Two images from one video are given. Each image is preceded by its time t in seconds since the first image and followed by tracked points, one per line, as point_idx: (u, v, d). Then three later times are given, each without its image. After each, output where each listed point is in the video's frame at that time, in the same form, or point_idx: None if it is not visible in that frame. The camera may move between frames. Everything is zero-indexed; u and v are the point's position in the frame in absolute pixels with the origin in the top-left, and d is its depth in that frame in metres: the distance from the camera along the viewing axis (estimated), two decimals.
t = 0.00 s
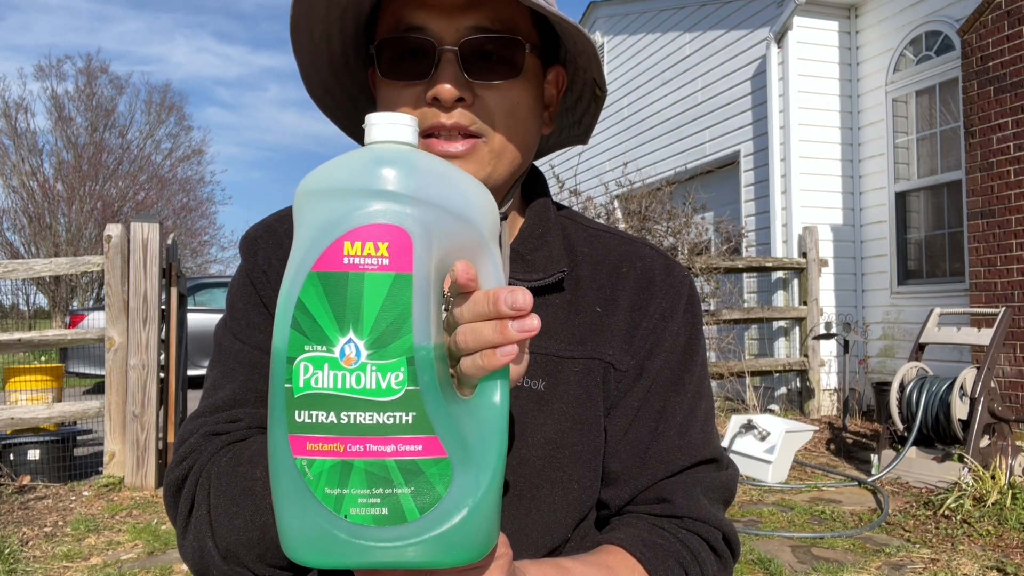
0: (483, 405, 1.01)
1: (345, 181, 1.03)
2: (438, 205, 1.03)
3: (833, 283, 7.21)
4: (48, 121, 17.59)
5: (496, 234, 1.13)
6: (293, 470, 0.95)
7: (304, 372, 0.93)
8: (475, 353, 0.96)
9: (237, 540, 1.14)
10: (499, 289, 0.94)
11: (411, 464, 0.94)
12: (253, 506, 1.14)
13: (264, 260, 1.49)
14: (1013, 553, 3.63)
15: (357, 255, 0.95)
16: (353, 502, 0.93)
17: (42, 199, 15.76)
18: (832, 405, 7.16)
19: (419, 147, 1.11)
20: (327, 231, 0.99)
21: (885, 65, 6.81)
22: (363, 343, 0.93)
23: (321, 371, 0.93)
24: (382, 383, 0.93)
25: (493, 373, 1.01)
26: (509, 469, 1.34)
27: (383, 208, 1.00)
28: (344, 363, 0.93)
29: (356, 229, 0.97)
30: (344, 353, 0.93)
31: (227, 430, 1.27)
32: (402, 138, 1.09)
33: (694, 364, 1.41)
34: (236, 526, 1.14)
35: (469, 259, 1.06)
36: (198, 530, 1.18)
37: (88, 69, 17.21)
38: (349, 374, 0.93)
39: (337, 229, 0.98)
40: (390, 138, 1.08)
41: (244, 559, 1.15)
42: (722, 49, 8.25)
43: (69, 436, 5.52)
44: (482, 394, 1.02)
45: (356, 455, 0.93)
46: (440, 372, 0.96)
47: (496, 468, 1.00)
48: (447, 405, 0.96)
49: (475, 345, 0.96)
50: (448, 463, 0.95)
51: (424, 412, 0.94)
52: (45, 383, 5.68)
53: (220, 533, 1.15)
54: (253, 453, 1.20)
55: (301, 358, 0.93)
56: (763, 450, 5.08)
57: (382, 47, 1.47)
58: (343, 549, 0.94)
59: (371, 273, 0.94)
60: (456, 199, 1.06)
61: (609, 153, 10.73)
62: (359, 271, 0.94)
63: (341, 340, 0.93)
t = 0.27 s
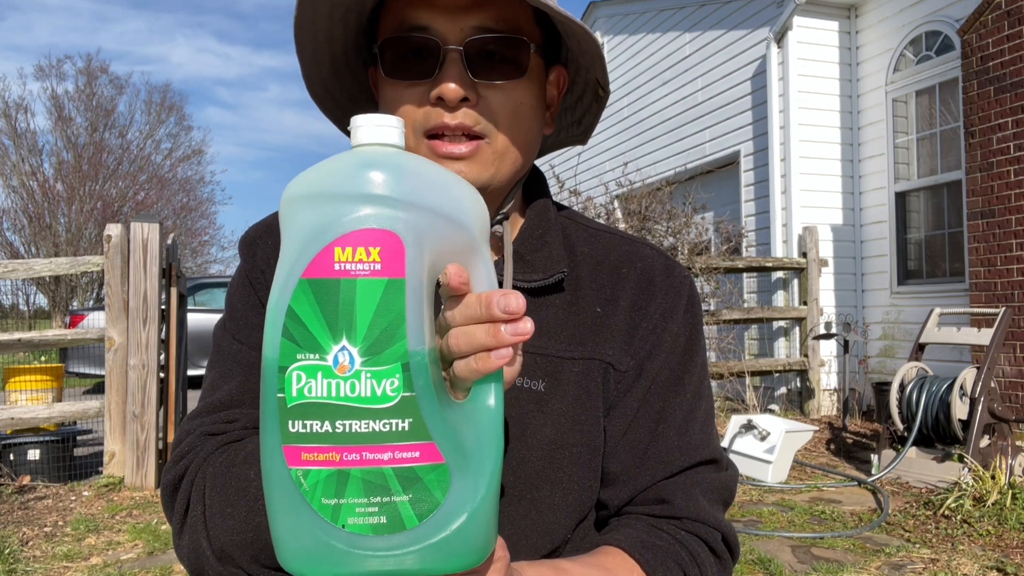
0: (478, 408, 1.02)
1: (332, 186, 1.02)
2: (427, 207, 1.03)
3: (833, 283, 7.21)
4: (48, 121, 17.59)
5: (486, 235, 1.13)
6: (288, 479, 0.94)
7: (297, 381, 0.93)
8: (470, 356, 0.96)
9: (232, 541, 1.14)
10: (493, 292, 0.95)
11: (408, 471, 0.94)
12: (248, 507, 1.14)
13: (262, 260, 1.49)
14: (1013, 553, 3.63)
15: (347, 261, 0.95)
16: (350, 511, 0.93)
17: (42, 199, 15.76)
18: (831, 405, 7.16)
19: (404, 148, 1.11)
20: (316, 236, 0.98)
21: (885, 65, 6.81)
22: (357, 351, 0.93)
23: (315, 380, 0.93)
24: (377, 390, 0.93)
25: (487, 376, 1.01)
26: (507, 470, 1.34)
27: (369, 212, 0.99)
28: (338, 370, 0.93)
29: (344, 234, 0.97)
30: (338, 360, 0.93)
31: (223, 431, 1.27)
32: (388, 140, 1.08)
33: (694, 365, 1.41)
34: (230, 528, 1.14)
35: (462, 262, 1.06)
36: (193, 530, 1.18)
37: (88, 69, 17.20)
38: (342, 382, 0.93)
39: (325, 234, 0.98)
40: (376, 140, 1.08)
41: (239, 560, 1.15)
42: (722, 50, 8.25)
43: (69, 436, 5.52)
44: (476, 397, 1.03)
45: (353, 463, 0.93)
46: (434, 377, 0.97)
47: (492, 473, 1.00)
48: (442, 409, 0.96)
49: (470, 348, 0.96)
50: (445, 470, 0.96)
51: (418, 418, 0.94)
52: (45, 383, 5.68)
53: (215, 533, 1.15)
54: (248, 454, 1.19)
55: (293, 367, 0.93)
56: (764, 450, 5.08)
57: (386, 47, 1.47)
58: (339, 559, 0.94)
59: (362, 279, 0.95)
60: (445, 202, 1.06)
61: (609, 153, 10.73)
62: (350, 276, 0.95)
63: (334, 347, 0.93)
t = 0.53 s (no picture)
0: (478, 413, 1.02)
1: (332, 189, 1.02)
2: (428, 210, 1.03)
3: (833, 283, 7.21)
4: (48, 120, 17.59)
5: (487, 237, 1.13)
6: (286, 483, 0.94)
7: (296, 385, 0.93)
8: (470, 360, 0.97)
9: (231, 542, 1.14)
10: (493, 296, 0.95)
11: (408, 475, 0.94)
12: (247, 508, 1.14)
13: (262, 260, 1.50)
14: (1013, 553, 3.63)
15: (348, 265, 0.95)
16: (349, 516, 0.93)
17: (42, 199, 15.75)
18: (831, 405, 7.16)
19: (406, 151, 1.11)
20: (316, 239, 0.98)
21: (885, 65, 6.81)
22: (357, 355, 0.93)
23: (314, 384, 0.93)
24: (377, 394, 0.93)
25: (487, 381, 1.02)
26: (507, 470, 1.34)
27: (369, 216, 0.99)
28: (338, 374, 0.93)
29: (344, 238, 0.97)
30: (338, 364, 0.93)
31: (223, 432, 1.27)
32: (391, 142, 1.09)
33: (694, 366, 1.41)
34: (229, 529, 1.14)
35: (462, 266, 1.06)
36: (192, 531, 1.18)
37: (88, 69, 17.20)
38: (343, 386, 0.93)
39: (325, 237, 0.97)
40: (378, 142, 1.08)
41: (238, 561, 1.15)
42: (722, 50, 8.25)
43: (69, 436, 5.52)
44: (475, 401, 1.03)
45: (353, 468, 0.93)
46: (434, 380, 0.97)
47: (492, 477, 1.00)
48: (442, 413, 0.97)
49: (471, 351, 0.96)
50: (445, 474, 0.96)
51: (419, 422, 0.94)
52: (45, 383, 5.68)
53: (213, 534, 1.15)
54: (247, 454, 1.19)
55: (293, 371, 0.93)
56: (764, 450, 5.08)
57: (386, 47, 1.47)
58: (339, 563, 0.93)
59: (363, 283, 0.94)
60: (446, 205, 1.06)
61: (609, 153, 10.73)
62: (351, 280, 0.94)
63: (335, 351, 0.93)
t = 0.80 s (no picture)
0: (479, 411, 1.02)
1: (334, 187, 1.02)
2: (431, 208, 1.03)
3: (833, 283, 7.21)
4: (48, 121, 17.58)
5: (490, 234, 1.13)
6: (288, 481, 0.94)
7: (298, 382, 0.93)
8: (472, 359, 0.96)
9: (231, 541, 1.14)
10: (495, 294, 0.95)
11: (410, 473, 0.94)
12: (247, 507, 1.14)
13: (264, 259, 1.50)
14: (1013, 553, 3.63)
15: (351, 262, 0.95)
16: (351, 514, 0.93)
17: (42, 199, 15.74)
18: (831, 405, 7.16)
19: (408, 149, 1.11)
20: (319, 236, 0.98)
21: (885, 65, 6.81)
22: (359, 352, 0.93)
23: (316, 381, 0.93)
24: (378, 392, 0.93)
25: (489, 379, 1.01)
26: (508, 470, 1.34)
27: (372, 213, 0.99)
28: (340, 372, 0.93)
29: (347, 235, 0.97)
30: (339, 361, 0.93)
31: (223, 431, 1.27)
32: (394, 140, 1.08)
33: (694, 366, 1.41)
34: (229, 528, 1.13)
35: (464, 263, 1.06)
36: (192, 529, 1.17)
37: (88, 69, 17.20)
38: (344, 383, 0.93)
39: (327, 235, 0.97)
40: (380, 140, 1.07)
41: (238, 560, 1.15)
42: (722, 49, 8.25)
43: (69, 436, 5.52)
44: (477, 398, 1.02)
45: (355, 466, 0.93)
46: (437, 378, 0.97)
47: (495, 475, 1.00)
48: (445, 412, 0.97)
49: (474, 349, 0.96)
50: (446, 472, 0.96)
51: (422, 419, 0.95)
52: (45, 383, 5.68)
53: (214, 533, 1.15)
54: (248, 454, 1.19)
55: (295, 368, 0.93)
56: (763, 450, 5.08)
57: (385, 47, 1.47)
58: (340, 561, 0.93)
59: (366, 280, 0.94)
60: (449, 202, 1.06)
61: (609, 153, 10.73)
62: (353, 277, 0.94)
63: (337, 348, 0.93)
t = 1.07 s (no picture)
0: (489, 411, 1.01)
1: (348, 184, 1.02)
2: (445, 205, 1.04)
3: (833, 283, 7.21)
4: (48, 121, 17.58)
5: (501, 232, 1.13)
6: (301, 479, 0.94)
7: (313, 379, 0.93)
8: (482, 358, 0.96)
9: (230, 539, 1.13)
10: (507, 294, 0.93)
11: (423, 471, 0.95)
12: (247, 505, 1.13)
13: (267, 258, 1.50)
14: (1012, 553, 3.63)
15: (367, 259, 0.96)
16: (365, 511, 0.93)
17: (42, 199, 15.73)
18: (831, 405, 7.16)
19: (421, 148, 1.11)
20: (335, 233, 0.98)
21: (885, 65, 6.81)
22: (375, 349, 0.94)
23: (331, 378, 0.93)
24: (394, 389, 0.94)
25: (498, 378, 1.01)
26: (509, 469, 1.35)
27: (388, 210, 1.00)
28: (356, 369, 0.93)
29: (363, 233, 0.97)
30: (355, 358, 0.94)
31: (225, 428, 1.27)
32: (406, 139, 1.09)
33: (695, 367, 1.41)
34: (229, 526, 1.13)
35: (477, 262, 1.07)
36: (193, 528, 1.18)
37: (88, 69, 17.19)
38: (360, 380, 0.93)
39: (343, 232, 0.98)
40: (392, 139, 1.08)
41: (237, 559, 1.15)
42: (722, 49, 8.25)
43: (69, 436, 5.52)
44: (487, 396, 1.02)
45: (368, 463, 0.93)
46: (450, 377, 0.98)
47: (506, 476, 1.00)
48: (458, 411, 0.97)
49: (482, 349, 0.95)
50: (459, 470, 0.97)
51: (437, 417, 0.95)
52: (45, 383, 5.68)
53: (214, 531, 1.15)
54: (249, 452, 1.19)
55: (310, 365, 0.93)
56: (763, 450, 5.08)
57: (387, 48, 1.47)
58: (352, 560, 0.93)
59: (383, 277, 0.95)
60: (462, 200, 1.06)
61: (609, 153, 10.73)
62: (370, 274, 0.95)
63: (352, 345, 0.93)
